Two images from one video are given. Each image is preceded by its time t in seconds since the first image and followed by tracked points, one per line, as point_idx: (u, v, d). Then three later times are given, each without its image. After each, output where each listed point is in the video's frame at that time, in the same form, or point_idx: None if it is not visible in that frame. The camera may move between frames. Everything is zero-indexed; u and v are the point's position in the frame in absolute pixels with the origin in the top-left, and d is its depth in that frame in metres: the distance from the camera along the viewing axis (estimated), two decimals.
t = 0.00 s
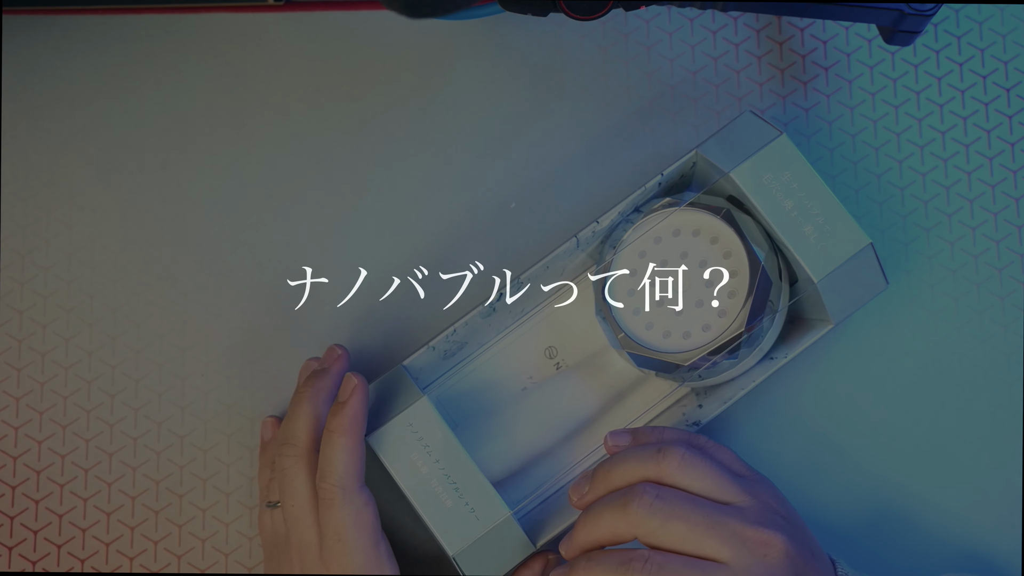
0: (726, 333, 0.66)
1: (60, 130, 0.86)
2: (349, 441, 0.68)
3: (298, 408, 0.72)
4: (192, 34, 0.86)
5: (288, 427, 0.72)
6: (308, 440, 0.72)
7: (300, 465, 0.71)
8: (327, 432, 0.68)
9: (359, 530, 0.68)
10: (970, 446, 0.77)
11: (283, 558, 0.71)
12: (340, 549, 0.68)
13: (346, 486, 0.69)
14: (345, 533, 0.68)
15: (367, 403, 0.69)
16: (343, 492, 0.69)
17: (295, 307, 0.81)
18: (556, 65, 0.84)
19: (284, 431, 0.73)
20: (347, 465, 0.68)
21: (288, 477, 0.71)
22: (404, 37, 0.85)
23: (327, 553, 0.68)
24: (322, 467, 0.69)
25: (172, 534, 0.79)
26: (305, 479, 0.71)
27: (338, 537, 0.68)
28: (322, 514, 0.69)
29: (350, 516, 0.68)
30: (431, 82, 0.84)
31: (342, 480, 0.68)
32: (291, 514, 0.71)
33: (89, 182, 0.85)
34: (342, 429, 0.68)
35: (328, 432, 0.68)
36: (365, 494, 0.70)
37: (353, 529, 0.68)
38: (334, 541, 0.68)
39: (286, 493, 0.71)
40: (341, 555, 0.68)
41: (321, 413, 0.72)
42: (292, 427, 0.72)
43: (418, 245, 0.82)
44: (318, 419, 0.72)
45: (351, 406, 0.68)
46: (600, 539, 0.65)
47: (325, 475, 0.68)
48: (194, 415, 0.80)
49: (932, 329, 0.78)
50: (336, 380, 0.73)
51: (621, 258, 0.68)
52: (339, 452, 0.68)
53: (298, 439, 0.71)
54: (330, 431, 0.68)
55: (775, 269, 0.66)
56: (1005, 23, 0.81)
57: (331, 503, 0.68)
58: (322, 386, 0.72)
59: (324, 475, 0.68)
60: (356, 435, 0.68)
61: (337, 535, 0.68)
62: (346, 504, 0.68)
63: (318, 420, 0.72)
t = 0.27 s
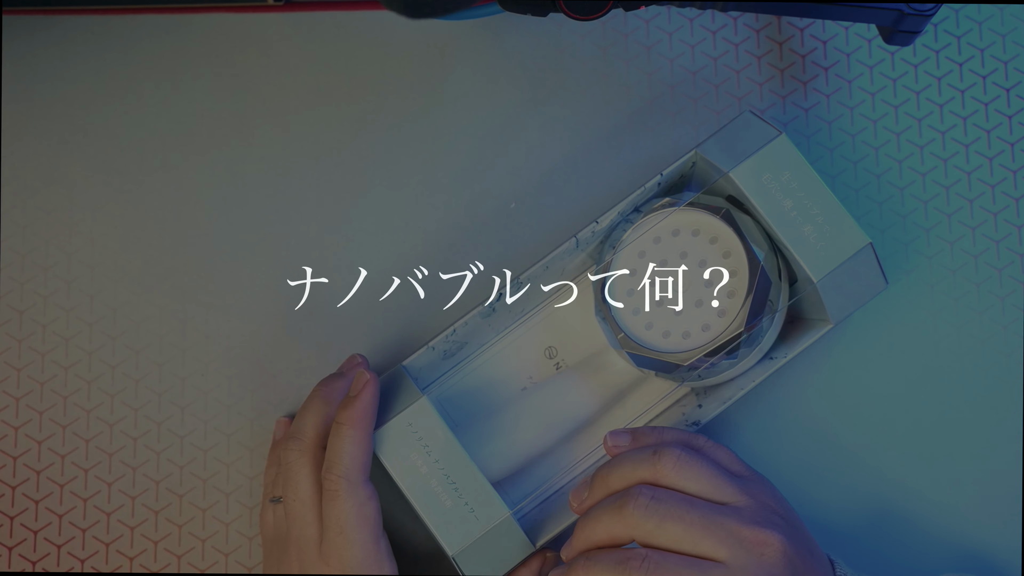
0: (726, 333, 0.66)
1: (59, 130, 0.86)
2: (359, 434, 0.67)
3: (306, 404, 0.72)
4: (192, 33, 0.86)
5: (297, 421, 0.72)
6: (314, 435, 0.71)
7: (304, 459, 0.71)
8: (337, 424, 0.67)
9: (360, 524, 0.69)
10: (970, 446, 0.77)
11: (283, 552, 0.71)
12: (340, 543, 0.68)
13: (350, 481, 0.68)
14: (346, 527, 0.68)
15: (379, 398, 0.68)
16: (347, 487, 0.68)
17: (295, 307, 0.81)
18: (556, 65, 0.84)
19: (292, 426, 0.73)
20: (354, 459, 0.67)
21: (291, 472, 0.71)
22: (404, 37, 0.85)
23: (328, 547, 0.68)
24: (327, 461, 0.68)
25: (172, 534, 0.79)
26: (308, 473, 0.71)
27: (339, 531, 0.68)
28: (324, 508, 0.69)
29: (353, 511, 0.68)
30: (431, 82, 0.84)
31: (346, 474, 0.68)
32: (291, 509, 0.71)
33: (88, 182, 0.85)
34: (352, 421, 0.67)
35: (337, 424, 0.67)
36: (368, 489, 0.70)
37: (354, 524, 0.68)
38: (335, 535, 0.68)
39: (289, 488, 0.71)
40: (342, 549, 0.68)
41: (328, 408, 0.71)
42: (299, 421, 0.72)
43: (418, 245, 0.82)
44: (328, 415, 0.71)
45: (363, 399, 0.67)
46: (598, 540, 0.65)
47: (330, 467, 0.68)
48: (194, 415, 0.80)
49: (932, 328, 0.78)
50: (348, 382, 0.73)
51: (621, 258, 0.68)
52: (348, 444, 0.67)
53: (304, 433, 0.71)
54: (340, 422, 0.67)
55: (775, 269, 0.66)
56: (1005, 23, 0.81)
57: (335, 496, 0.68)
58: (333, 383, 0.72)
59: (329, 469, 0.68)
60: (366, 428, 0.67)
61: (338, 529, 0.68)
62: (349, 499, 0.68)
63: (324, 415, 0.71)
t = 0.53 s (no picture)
0: (725, 332, 0.66)
1: (60, 130, 0.86)
2: (361, 433, 0.66)
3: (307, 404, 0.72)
4: (192, 33, 0.86)
5: (297, 422, 0.72)
6: (314, 435, 0.71)
7: (304, 459, 0.71)
8: (339, 423, 0.67)
9: (360, 524, 0.68)
10: (970, 446, 0.77)
11: (282, 552, 0.71)
12: (340, 542, 0.68)
13: (351, 480, 0.68)
14: (347, 527, 0.68)
15: (382, 398, 0.68)
16: (347, 487, 0.68)
17: (295, 307, 0.81)
18: (556, 65, 0.84)
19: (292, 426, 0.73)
20: (355, 458, 0.67)
21: (291, 472, 0.71)
22: (404, 37, 0.85)
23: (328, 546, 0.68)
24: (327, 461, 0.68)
25: (172, 534, 0.79)
26: (308, 473, 0.71)
27: (339, 531, 0.68)
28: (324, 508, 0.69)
29: (353, 510, 0.68)
30: (431, 81, 0.84)
31: (347, 473, 0.68)
32: (291, 509, 0.71)
33: (88, 182, 0.85)
34: (354, 420, 0.67)
35: (339, 423, 0.67)
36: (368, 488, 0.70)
37: (355, 524, 0.68)
38: (335, 534, 0.68)
39: (289, 487, 0.71)
40: (341, 549, 0.68)
41: (330, 408, 0.71)
42: (299, 421, 0.72)
43: (418, 245, 0.82)
44: (329, 415, 0.71)
45: (366, 399, 0.67)
46: (597, 540, 0.65)
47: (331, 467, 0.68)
48: (194, 414, 0.80)
49: (932, 329, 0.78)
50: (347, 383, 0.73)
51: (621, 258, 0.68)
52: (350, 444, 0.67)
53: (304, 433, 0.71)
54: (342, 421, 0.67)
55: (774, 269, 0.66)
56: (1005, 23, 0.81)
57: (336, 494, 0.68)
58: (333, 383, 0.72)
59: (329, 469, 0.68)
60: (368, 427, 0.67)
61: (338, 528, 0.68)
62: (349, 498, 0.68)
63: (325, 416, 0.71)
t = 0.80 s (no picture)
0: (725, 331, 0.66)
1: (59, 130, 0.86)
2: (361, 433, 0.66)
3: (307, 404, 0.72)
4: (192, 33, 0.86)
5: (296, 422, 0.72)
6: (314, 434, 0.71)
7: (303, 458, 0.71)
8: (340, 422, 0.67)
9: (359, 524, 0.68)
10: (970, 446, 0.77)
11: (281, 551, 0.71)
12: (339, 542, 0.68)
13: (350, 480, 0.68)
14: (346, 526, 0.68)
15: (383, 398, 0.68)
16: (347, 486, 0.68)
17: (295, 307, 0.81)
18: (556, 65, 0.84)
19: (291, 426, 0.73)
20: (355, 458, 0.67)
21: (290, 471, 0.71)
22: (404, 37, 0.85)
23: (327, 545, 0.68)
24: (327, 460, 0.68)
25: (172, 533, 0.79)
26: (308, 473, 0.71)
27: (338, 530, 0.68)
28: (324, 507, 0.69)
29: (352, 510, 0.68)
30: (430, 81, 0.84)
31: (347, 472, 0.68)
32: (290, 508, 0.71)
33: (88, 182, 0.85)
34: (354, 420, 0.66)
35: (340, 422, 0.67)
36: (368, 488, 0.70)
37: (354, 523, 0.68)
38: (334, 533, 0.68)
39: (288, 487, 0.71)
40: (340, 548, 0.68)
41: (330, 408, 0.71)
42: (299, 421, 0.72)
43: (418, 245, 0.82)
44: (330, 415, 0.71)
45: (367, 399, 0.67)
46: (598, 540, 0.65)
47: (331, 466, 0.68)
48: (194, 414, 0.80)
49: (932, 329, 0.78)
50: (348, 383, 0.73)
51: (621, 258, 0.68)
52: (350, 443, 0.66)
53: (304, 432, 0.71)
54: (343, 421, 0.67)
55: (774, 268, 0.66)
56: (1005, 23, 0.81)
57: (335, 494, 0.68)
58: (334, 383, 0.72)
59: (329, 468, 0.68)
60: (369, 426, 0.66)
61: (338, 527, 0.68)
62: (348, 498, 0.68)
63: (326, 415, 0.71)
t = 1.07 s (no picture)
0: (724, 331, 0.66)
1: (59, 130, 0.86)
2: (362, 433, 0.66)
3: (307, 404, 0.72)
4: (192, 34, 0.86)
5: (296, 422, 0.72)
6: (314, 435, 0.71)
7: (304, 459, 0.71)
8: (340, 423, 0.67)
9: (359, 524, 0.68)
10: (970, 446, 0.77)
11: (281, 552, 0.71)
12: (339, 542, 0.68)
13: (350, 480, 0.68)
14: (345, 527, 0.68)
15: (385, 399, 0.68)
16: (347, 486, 0.68)
17: (295, 307, 0.81)
18: (556, 65, 0.84)
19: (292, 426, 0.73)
20: (355, 459, 0.67)
21: (290, 472, 0.71)
22: (404, 37, 0.85)
23: (326, 546, 0.68)
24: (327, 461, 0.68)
25: (172, 534, 0.79)
26: (307, 473, 0.70)
27: (338, 530, 0.68)
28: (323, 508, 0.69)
29: (352, 510, 0.68)
30: (431, 81, 0.84)
31: (346, 473, 0.67)
32: (290, 509, 0.71)
33: (88, 182, 0.85)
34: (355, 421, 0.66)
35: (341, 423, 0.67)
36: (367, 488, 0.69)
37: (353, 524, 0.68)
38: (333, 534, 0.68)
39: (288, 487, 0.71)
40: (340, 548, 0.68)
41: (331, 409, 0.71)
42: (299, 421, 0.72)
43: (417, 245, 0.82)
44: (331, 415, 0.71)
45: (368, 399, 0.67)
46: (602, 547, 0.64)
47: (331, 467, 0.68)
48: (194, 414, 0.80)
49: (932, 330, 0.78)
50: (350, 384, 0.73)
51: (621, 258, 0.68)
52: (351, 444, 0.66)
53: (304, 433, 0.71)
54: (343, 421, 0.67)
55: (773, 268, 0.66)
56: (1005, 23, 0.81)
57: (334, 494, 0.68)
58: (334, 384, 0.72)
59: (329, 469, 0.68)
60: (370, 427, 0.66)
61: (337, 528, 0.68)
62: (348, 498, 0.68)
63: (326, 416, 0.71)
